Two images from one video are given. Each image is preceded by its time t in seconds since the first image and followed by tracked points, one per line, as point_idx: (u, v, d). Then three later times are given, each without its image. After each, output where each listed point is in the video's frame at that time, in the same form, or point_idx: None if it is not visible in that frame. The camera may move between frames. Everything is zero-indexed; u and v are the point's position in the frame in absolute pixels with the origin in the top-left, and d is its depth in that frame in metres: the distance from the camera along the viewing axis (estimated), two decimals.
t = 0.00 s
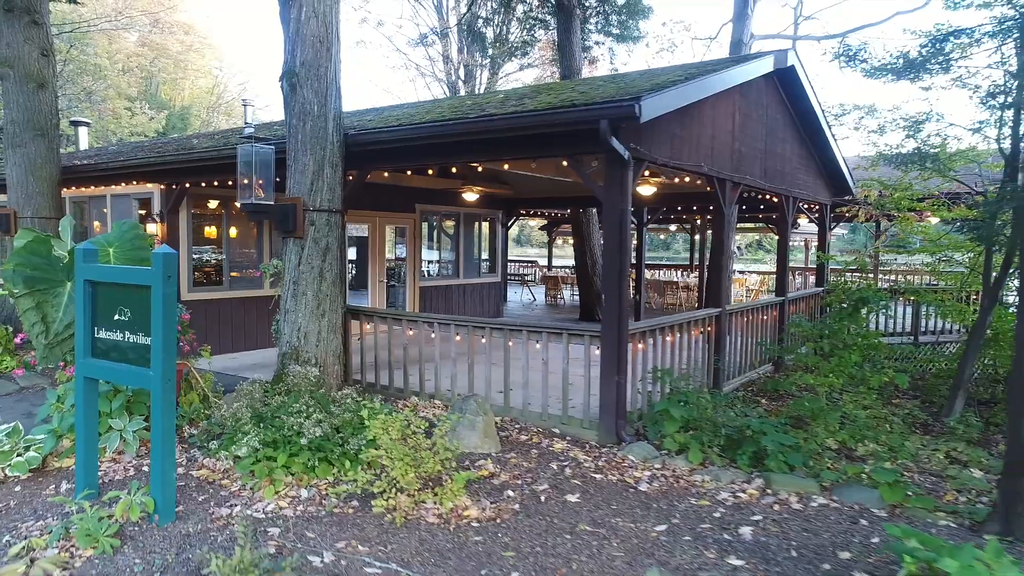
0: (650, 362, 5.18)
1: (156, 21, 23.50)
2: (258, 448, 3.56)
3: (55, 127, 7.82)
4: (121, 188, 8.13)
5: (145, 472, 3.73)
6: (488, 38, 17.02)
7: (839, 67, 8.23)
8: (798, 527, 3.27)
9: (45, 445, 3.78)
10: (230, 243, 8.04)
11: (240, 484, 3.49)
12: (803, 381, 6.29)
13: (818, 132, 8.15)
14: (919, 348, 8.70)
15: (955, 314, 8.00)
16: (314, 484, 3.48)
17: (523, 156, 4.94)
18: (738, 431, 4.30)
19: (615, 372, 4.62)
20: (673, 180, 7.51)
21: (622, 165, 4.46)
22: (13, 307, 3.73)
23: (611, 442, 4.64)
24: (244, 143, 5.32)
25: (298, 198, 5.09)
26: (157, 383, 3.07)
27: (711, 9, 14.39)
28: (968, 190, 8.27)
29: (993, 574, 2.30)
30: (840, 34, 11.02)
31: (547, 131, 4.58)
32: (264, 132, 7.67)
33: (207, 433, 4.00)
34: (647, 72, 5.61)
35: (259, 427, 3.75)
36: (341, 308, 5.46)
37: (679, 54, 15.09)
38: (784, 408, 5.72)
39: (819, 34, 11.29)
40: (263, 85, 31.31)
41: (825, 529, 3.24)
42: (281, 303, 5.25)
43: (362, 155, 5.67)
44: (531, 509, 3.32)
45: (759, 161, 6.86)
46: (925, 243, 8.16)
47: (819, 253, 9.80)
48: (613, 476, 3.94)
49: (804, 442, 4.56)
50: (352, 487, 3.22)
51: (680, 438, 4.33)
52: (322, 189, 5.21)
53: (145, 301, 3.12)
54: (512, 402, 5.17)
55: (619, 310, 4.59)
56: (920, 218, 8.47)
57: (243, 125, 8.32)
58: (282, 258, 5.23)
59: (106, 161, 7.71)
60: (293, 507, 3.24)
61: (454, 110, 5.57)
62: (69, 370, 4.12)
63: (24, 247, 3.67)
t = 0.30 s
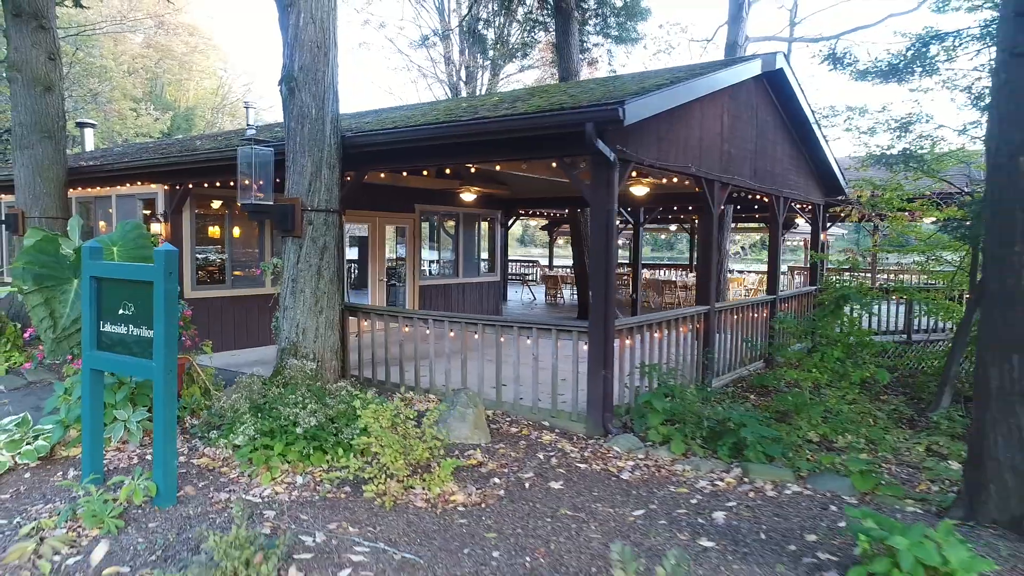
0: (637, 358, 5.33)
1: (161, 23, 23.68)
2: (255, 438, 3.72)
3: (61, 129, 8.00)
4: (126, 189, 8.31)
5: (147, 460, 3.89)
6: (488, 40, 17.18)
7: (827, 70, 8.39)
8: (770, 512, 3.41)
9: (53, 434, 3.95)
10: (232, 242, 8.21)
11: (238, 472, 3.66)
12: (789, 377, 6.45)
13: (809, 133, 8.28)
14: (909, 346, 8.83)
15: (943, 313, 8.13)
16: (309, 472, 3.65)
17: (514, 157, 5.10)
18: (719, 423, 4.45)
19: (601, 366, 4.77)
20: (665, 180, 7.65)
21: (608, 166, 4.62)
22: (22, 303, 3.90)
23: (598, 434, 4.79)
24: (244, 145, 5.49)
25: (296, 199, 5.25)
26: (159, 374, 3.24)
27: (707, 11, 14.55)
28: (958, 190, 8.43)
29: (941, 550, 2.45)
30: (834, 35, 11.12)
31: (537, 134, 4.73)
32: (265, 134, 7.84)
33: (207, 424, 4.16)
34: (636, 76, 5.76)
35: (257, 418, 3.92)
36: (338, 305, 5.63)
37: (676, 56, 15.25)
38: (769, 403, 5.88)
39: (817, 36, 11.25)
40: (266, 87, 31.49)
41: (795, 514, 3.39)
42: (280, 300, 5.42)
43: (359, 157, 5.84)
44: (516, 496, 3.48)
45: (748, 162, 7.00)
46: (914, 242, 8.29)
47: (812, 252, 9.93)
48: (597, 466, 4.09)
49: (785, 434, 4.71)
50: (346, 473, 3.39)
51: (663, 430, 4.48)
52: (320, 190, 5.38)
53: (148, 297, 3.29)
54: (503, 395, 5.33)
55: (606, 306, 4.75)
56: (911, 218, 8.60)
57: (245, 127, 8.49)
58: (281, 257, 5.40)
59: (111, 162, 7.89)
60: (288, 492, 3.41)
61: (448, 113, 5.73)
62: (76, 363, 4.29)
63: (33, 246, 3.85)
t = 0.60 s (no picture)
0: (625, 352, 5.50)
1: (165, 24, 23.91)
2: (254, 426, 3.92)
3: (68, 131, 8.20)
4: (131, 189, 8.51)
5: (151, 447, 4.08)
6: (489, 41, 17.35)
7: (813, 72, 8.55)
8: (743, 496, 3.58)
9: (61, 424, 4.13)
10: (235, 241, 8.40)
11: (238, 458, 3.85)
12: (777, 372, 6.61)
13: (799, 134, 8.44)
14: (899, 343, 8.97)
15: (931, 310, 8.29)
16: (305, 458, 3.83)
17: (505, 158, 5.28)
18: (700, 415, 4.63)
19: (589, 360, 4.95)
20: (657, 180, 7.81)
21: (595, 167, 4.79)
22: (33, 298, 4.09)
23: (585, 425, 4.97)
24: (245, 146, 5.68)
25: (295, 198, 5.43)
26: (163, 363, 3.42)
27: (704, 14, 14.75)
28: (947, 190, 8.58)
29: (892, 526, 2.63)
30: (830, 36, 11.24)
31: (527, 135, 4.91)
32: (267, 134, 8.02)
33: (209, 413, 4.35)
34: (625, 78, 5.92)
35: (256, 407, 4.12)
36: (336, 301, 5.81)
37: (673, 58, 15.44)
38: (756, 396, 6.03)
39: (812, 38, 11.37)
40: (270, 88, 31.73)
41: (766, 497, 3.56)
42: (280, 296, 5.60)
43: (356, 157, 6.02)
44: (501, 480, 3.66)
45: (736, 163, 7.16)
46: (903, 240, 8.44)
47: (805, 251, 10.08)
48: (582, 454, 4.27)
49: (764, 424, 4.89)
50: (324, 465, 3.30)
51: (647, 422, 4.66)
52: (318, 190, 5.57)
53: (152, 290, 3.48)
54: (495, 388, 5.51)
55: (593, 301, 4.93)
56: (902, 217, 8.75)
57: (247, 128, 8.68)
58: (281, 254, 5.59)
59: (117, 163, 8.08)
60: (285, 476, 3.59)
61: (443, 115, 5.91)
62: (83, 357, 4.48)
63: (43, 244, 4.04)
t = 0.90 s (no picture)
0: (611, 345, 5.71)
1: (169, 25, 24.13)
2: (254, 412, 4.15)
3: (75, 132, 8.43)
4: (136, 188, 8.73)
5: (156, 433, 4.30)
6: (489, 42, 17.55)
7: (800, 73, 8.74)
8: (715, 477, 3.79)
9: (71, 409, 4.35)
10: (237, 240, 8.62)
11: (239, 442, 4.07)
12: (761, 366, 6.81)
13: (787, 134, 8.64)
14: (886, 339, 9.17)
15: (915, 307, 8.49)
16: (302, 442, 4.04)
17: (496, 158, 5.49)
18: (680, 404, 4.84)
19: (575, 351, 5.16)
20: (648, 179, 8.01)
21: (580, 166, 4.99)
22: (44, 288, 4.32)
23: (572, 415, 5.18)
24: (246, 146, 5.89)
25: (294, 197, 5.64)
26: (167, 352, 3.63)
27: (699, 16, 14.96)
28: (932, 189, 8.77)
29: (844, 499, 2.84)
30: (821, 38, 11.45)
31: (516, 136, 5.12)
32: (268, 135, 8.24)
33: (211, 401, 4.57)
34: (613, 80, 6.12)
35: (256, 395, 4.34)
36: (333, 296, 6.03)
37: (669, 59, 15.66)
38: (739, 388, 6.23)
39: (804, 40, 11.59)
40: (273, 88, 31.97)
41: (736, 478, 3.77)
42: (280, 291, 5.82)
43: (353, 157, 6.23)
44: (487, 462, 3.87)
45: (723, 162, 7.36)
46: (890, 238, 8.64)
47: (795, 250, 10.28)
48: (566, 440, 4.48)
49: (742, 414, 5.10)
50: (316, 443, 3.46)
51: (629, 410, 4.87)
52: (317, 189, 5.78)
53: (157, 282, 3.69)
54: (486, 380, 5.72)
55: (579, 296, 5.13)
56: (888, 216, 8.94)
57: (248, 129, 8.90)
58: (281, 251, 5.80)
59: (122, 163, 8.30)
60: (283, 458, 3.81)
61: (437, 116, 6.12)
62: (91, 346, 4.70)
63: (54, 238, 4.27)
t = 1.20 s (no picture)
0: (598, 337, 5.94)
1: (172, 26, 24.37)
2: (255, 397, 4.38)
3: (81, 132, 8.67)
4: (140, 187, 8.96)
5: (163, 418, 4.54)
6: (487, 44, 17.79)
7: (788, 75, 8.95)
8: (688, 457, 4.03)
9: (81, 395, 4.60)
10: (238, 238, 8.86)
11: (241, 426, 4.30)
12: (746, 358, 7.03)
13: (774, 134, 8.86)
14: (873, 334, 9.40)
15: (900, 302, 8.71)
16: (299, 425, 4.28)
17: (487, 158, 5.72)
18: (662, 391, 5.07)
19: (562, 343, 5.38)
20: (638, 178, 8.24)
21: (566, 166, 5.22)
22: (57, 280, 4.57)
23: (559, 403, 5.41)
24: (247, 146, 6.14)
25: (293, 195, 5.87)
26: (173, 339, 3.87)
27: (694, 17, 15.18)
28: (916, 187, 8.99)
29: (798, 472, 3.07)
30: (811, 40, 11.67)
31: (506, 137, 5.34)
32: (269, 135, 8.47)
33: (214, 388, 4.81)
34: (601, 82, 6.35)
35: (257, 382, 4.57)
36: (331, 290, 6.26)
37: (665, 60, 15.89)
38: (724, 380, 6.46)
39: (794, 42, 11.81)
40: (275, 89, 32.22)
41: (708, 458, 4.01)
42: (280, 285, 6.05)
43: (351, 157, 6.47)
44: (475, 444, 4.10)
45: (710, 162, 7.59)
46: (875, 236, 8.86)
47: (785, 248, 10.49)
48: (551, 425, 4.71)
49: (722, 403, 5.32)
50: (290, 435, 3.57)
51: (613, 398, 5.10)
52: (315, 187, 6.01)
53: (164, 274, 3.93)
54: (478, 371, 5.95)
55: (566, 289, 5.35)
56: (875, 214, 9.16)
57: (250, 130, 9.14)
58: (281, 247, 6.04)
59: (127, 162, 8.54)
60: (282, 440, 4.05)
61: (431, 118, 6.36)
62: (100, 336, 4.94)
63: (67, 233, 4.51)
